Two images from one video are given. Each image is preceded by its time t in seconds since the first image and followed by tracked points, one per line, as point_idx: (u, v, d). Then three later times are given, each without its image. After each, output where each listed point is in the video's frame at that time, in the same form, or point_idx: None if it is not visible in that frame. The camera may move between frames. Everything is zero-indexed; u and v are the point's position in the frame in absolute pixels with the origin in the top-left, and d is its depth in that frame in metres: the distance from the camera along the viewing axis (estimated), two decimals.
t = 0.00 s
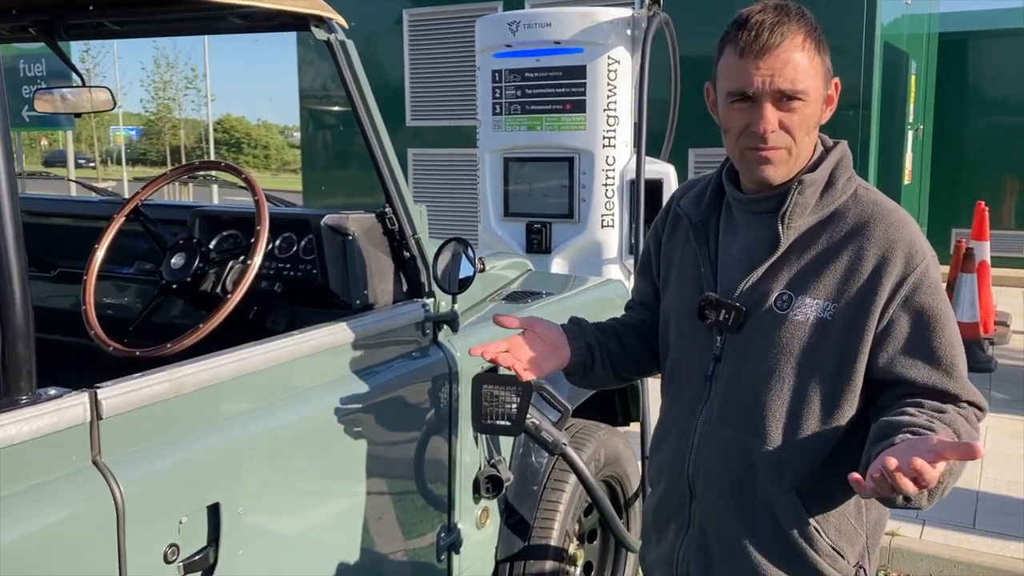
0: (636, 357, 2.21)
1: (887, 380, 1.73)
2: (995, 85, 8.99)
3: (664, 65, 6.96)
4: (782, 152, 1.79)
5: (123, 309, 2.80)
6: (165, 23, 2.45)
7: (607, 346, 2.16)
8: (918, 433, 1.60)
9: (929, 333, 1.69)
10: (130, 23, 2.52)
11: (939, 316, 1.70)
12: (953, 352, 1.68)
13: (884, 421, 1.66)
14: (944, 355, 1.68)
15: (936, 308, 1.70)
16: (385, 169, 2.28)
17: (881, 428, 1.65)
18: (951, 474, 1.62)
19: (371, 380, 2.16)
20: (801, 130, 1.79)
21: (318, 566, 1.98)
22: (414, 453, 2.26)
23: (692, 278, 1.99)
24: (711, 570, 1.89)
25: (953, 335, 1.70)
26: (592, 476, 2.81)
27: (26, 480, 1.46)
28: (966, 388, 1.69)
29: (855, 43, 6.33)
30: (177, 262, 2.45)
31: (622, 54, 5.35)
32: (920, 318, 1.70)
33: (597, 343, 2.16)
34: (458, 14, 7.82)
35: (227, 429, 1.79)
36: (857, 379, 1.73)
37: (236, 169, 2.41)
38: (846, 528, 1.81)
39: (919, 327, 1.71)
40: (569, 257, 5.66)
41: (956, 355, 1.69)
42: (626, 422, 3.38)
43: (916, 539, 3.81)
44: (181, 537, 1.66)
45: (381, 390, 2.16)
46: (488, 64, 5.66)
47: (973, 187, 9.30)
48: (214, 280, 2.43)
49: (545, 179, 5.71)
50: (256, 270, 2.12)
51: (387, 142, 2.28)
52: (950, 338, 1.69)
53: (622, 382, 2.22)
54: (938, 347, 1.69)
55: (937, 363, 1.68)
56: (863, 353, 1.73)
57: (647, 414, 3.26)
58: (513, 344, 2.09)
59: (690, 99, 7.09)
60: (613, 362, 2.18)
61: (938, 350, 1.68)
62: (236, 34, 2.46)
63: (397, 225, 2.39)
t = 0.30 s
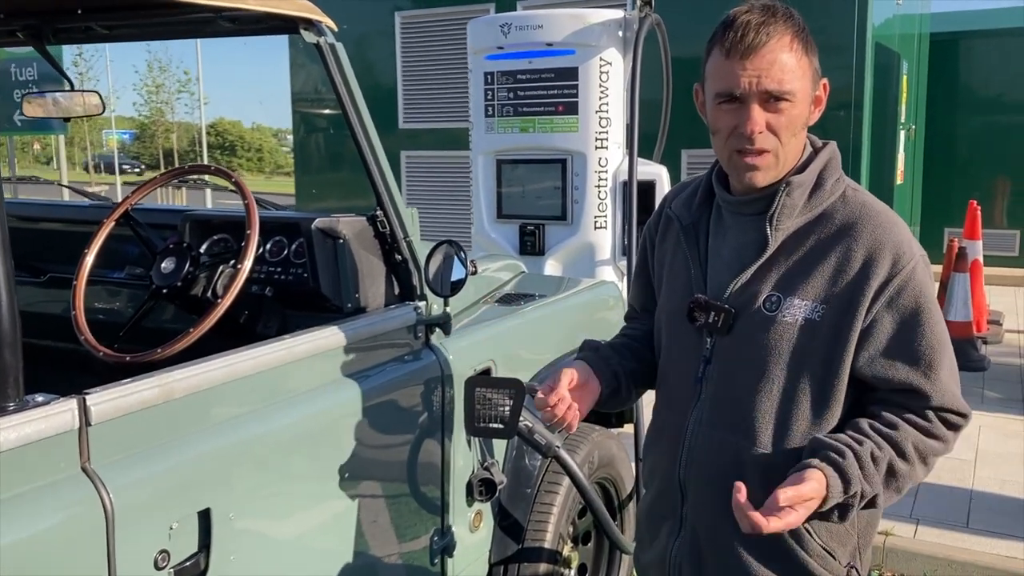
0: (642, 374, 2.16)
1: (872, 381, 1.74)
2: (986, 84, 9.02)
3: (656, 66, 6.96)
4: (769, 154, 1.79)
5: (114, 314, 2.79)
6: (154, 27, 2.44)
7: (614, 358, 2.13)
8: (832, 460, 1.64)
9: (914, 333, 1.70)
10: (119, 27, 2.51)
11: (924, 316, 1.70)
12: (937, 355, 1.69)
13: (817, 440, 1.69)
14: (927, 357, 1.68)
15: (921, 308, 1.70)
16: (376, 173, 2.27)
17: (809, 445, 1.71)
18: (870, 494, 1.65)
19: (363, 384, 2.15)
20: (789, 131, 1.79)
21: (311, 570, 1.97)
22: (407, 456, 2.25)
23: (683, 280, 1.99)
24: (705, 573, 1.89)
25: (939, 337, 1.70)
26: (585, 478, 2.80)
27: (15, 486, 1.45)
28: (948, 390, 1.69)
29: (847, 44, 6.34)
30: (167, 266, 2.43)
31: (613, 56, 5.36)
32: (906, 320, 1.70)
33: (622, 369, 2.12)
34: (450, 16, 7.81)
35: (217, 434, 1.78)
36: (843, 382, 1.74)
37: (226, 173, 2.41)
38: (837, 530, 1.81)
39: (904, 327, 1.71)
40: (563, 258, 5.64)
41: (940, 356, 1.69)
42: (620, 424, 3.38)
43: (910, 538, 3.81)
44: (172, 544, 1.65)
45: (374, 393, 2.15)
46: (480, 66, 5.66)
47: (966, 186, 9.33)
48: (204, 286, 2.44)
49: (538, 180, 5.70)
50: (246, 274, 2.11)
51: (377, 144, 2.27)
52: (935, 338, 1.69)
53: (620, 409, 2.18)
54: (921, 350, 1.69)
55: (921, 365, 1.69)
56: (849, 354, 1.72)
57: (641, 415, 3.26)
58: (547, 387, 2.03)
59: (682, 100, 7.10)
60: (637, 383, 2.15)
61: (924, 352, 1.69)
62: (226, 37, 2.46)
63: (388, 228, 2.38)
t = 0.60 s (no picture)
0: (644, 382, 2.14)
1: (858, 381, 1.74)
2: (977, 85, 9.06)
3: (649, 69, 6.97)
4: (754, 156, 1.80)
5: (108, 319, 2.79)
6: (145, 32, 2.44)
7: (612, 365, 2.11)
8: (792, 455, 1.68)
9: (899, 334, 1.70)
10: (110, 32, 2.50)
11: (909, 316, 1.70)
12: (922, 355, 1.68)
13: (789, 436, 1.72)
14: (912, 358, 1.68)
15: (906, 308, 1.70)
16: (368, 176, 2.27)
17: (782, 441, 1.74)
18: (832, 492, 1.67)
19: (356, 388, 2.14)
20: (774, 133, 1.79)
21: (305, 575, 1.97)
22: (401, 459, 2.25)
23: (673, 282, 2.00)
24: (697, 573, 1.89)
25: (925, 336, 1.70)
26: (580, 482, 2.79)
27: (8, 493, 1.44)
28: (932, 390, 1.69)
29: (838, 46, 6.36)
30: (159, 271, 2.42)
31: (605, 59, 5.37)
32: (892, 320, 1.70)
33: (633, 379, 2.11)
34: (443, 20, 7.82)
35: (209, 439, 1.78)
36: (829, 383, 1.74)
37: (218, 177, 2.40)
38: (826, 530, 1.81)
39: (889, 327, 1.71)
40: (557, 261, 5.65)
41: (925, 356, 1.69)
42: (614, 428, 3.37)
43: (903, 538, 3.82)
44: (164, 550, 1.64)
45: (367, 398, 2.14)
46: (472, 69, 5.67)
47: (958, 186, 9.36)
48: (197, 290, 2.43)
49: (531, 183, 5.71)
50: (238, 279, 2.11)
51: (369, 148, 2.27)
52: (920, 339, 1.69)
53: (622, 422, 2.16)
54: (905, 350, 1.69)
55: (907, 366, 1.68)
56: (835, 355, 1.73)
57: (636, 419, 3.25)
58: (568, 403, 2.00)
59: (674, 103, 7.12)
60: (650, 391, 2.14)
61: (908, 352, 1.69)
62: (217, 42, 2.46)
63: (381, 232, 2.37)
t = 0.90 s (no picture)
0: (635, 387, 2.14)
1: (844, 385, 1.74)
2: (968, 89, 9.10)
3: (640, 72, 6.98)
4: (741, 160, 1.80)
5: (97, 325, 2.78)
6: (133, 36, 2.43)
7: (603, 370, 2.11)
8: (780, 460, 1.68)
9: (885, 338, 1.70)
10: (99, 37, 2.49)
11: (895, 320, 1.70)
12: (909, 357, 1.69)
13: (777, 441, 1.72)
14: (898, 361, 1.69)
15: (893, 311, 1.70)
16: (357, 180, 2.26)
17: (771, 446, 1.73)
18: (822, 496, 1.67)
19: (347, 394, 2.14)
20: (760, 138, 1.79)
21: None
22: (393, 464, 2.25)
23: (662, 287, 2.00)
24: None
25: (912, 339, 1.70)
26: (571, 486, 2.79)
27: None
28: (919, 392, 1.69)
29: (829, 49, 6.38)
30: (149, 276, 2.43)
31: (597, 63, 5.38)
32: (878, 323, 1.71)
33: (626, 385, 2.11)
34: (435, 24, 7.82)
35: (198, 445, 1.77)
36: (815, 386, 1.74)
37: (207, 181, 2.40)
38: (816, 533, 1.81)
39: (875, 330, 1.71)
40: (549, 265, 5.66)
41: (911, 359, 1.69)
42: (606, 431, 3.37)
43: (896, 541, 3.82)
44: (153, 557, 1.63)
45: (357, 403, 2.14)
46: (464, 73, 5.67)
47: (949, 189, 9.39)
48: (186, 295, 2.41)
49: (523, 187, 5.71)
50: (228, 284, 2.11)
51: (359, 153, 2.26)
52: (906, 341, 1.69)
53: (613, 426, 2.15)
54: (892, 353, 1.69)
55: (893, 368, 1.69)
56: (822, 359, 1.73)
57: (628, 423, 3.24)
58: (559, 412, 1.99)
59: (666, 107, 7.13)
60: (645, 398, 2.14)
61: (894, 355, 1.69)
62: (205, 47, 2.45)
63: (371, 236, 2.37)
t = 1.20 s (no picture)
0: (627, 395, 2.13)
1: (838, 397, 1.74)
2: (961, 95, 9.13)
3: (635, 78, 6.98)
4: (746, 168, 1.80)
5: (89, 333, 2.77)
6: (125, 45, 2.42)
7: (595, 378, 2.10)
8: (778, 471, 1.66)
9: (880, 351, 1.70)
10: (89, 45, 2.48)
11: (890, 333, 1.70)
12: (903, 370, 1.69)
13: (773, 452, 1.71)
14: (893, 374, 1.69)
15: (888, 324, 1.70)
16: (349, 188, 2.25)
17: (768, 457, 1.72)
18: (820, 506, 1.66)
19: (340, 403, 2.12)
20: (767, 148, 1.79)
21: None
22: (386, 472, 2.23)
23: (655, 296, 1.99)
24: None
25: (905, 352, 1.70)
26: (566, 495, 2.78)
27: None
28: (913, 406, 1.69)
29: (823, 56, 6.38)
30: (139, 286, 2.40)
31: (591, 70, 5.38)
32: (872, 335, 1.71)
33: (617, 394, 2.09)
34: (430, 30, 7.81)
35: (189, 456, 1.75)
36: (810, 397, 1.74)
37: (198, 191, 2.39)
38: (808, 545, 1.80)
39: (870, 343, 1.71)
40: (544, 271, 5.65)
41: (906, 372, 1.69)
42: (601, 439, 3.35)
43: (891, 548, 3.82)
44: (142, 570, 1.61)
45: (350, 412, 2.12)
46: (458, 80, 5.66)
47: (943, 195, 9.41)
48: (178, 304, 2.42)
49: (518, 193, 5.70)
50: (219, 294, 2.10)
51: (352, 161, 2.25)
52: (900, 355, 1.69)
53: (605, 434, 2.14)
54: (886, 366, 1.69)
55: (887, 381, 1.69)
56: (817, 370, 1.73)
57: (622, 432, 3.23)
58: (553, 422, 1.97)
59: (660, 113, 7.13)
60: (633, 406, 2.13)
61: (888, 367, 1.69)
62: (197, 55, 2.44)
63: (364, 245, 2.35)
